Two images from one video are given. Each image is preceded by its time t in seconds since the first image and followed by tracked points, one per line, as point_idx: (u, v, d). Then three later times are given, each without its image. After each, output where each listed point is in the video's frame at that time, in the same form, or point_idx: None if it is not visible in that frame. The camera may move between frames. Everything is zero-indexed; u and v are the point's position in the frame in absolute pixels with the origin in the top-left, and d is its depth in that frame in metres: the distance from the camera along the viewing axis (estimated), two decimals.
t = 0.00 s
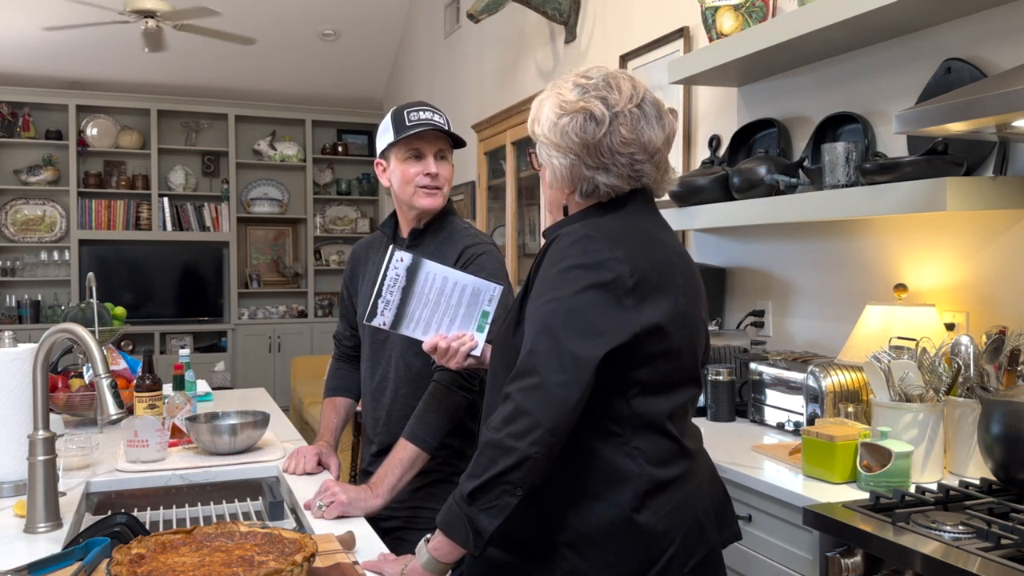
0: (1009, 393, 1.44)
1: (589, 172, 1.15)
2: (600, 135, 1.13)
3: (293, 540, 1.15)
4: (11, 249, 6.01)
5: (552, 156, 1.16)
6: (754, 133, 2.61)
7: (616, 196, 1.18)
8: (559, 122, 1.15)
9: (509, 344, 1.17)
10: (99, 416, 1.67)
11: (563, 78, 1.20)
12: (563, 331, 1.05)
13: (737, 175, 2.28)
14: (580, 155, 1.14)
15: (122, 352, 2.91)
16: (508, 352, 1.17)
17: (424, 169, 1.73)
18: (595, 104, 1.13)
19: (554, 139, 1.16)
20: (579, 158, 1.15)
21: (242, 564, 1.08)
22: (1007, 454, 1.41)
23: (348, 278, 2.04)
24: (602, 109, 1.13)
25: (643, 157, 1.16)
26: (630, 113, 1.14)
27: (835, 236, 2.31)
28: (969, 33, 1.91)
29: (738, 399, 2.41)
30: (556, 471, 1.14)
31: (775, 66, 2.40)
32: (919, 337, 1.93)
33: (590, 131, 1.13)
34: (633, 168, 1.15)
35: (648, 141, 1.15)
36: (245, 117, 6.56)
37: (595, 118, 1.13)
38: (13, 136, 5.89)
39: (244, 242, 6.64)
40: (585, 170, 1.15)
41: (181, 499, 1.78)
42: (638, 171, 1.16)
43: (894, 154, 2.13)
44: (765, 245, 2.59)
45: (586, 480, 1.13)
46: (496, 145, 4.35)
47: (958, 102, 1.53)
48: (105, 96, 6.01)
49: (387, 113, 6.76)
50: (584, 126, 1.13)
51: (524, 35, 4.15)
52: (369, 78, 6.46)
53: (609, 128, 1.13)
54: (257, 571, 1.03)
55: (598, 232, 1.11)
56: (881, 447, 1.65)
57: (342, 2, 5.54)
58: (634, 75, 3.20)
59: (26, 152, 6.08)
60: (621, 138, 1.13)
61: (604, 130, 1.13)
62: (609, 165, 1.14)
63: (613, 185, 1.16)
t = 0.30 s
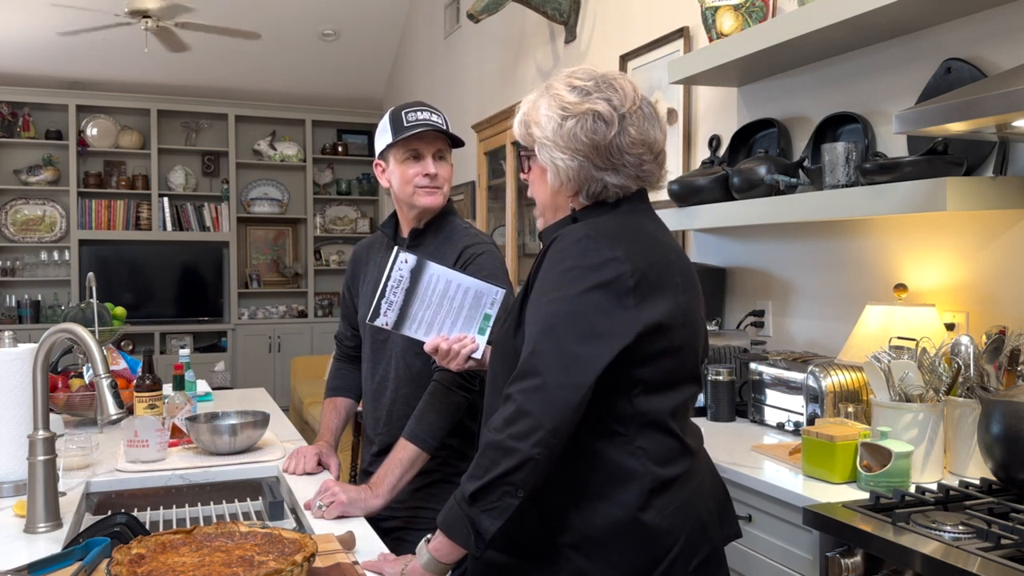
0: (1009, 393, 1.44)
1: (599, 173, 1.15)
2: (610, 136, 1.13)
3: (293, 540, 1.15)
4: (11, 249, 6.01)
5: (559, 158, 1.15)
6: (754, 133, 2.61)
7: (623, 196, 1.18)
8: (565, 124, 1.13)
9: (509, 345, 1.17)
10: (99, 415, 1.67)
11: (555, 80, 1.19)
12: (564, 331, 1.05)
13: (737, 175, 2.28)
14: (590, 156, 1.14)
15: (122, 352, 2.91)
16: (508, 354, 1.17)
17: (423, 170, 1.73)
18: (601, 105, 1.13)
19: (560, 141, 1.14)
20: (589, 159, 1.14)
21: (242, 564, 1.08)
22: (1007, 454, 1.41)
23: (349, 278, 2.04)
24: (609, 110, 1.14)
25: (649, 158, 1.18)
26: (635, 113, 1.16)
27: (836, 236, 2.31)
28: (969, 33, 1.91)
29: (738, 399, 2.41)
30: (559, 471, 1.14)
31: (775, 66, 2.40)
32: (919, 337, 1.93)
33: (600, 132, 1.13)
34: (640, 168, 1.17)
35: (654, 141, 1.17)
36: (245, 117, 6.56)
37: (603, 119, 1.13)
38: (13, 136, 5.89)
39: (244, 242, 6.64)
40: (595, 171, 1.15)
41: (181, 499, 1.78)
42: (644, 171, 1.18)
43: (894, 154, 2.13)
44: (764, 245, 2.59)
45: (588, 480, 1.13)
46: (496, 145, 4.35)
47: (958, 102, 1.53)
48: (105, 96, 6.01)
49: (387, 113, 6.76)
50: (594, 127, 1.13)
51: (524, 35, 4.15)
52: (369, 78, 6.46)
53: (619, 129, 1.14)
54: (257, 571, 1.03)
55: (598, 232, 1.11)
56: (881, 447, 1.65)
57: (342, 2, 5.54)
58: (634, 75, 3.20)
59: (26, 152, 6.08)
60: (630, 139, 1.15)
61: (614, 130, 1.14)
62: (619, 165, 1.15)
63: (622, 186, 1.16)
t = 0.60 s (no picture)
0: (1009, 393, 1.44)
1: (605, 173, 1.15)
2: (618, 136, 1.14)
3: (293, 540, 1.15)
4: (11, 249, 6.00)
5: (565, 156, 1.15)
6: (754, 133, 2.61)
7: (627, 196, 1.19)
8: (573, 122, 1.14)
9: (509, 346, 1.17)
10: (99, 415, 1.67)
11: (561, 78, 1.18)
12: (565, 332, 1.05)
13: (737, 175, 2.28)
14: (598, 155, 1.14)
15: (122, 352, 2.91)
16: (508, 355, 1.17)
17: (422, 171, 1.74)
18: (609, 105, 1.14)
19: (568, 139, 1.14)
20: (596, 158, 1.14)
21: (242, 565, 1.08)
22: (1007, 454, 1.41)
23: (349, 279, 2.04)
24: (617, 110, 1.14)
25: (655, 159, 1.18)
26: (643, 115, 1.16)
27: (836, 236, 2.31)
28: (968, 33, 1.91)
29: (738, 399, 2.41)
30: (560, 471, 1.15)
31: (775, 66, 2.40)
32: (919, 337, 1.93)
33: (608, 132, 1.13)
34: (646, 169, 1.18)
35: (660, 143, 1.18)
36: (245, 117, 6.56)
37: (612, 119, 1.14)
38: (13, 136, 5.89)
39: (244, 242, 6.64)
40: (601, 170, 1.15)
41: (181, 499, 1.78)
42: (649, 172, 1.18)
43: (894, 154, 2.13)
44: (764, 245, 2.59)
45: (589, 480, 1.13)
46: (496, 145, 4.35)
47: (958, 102, 1.53)
48: (105, 96, 6.01)
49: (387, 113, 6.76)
50: (602, 127, 1.13)
51: (524, 35, 4.15)
52: (369, 78, 6.46)
53: (627, 129, 1.15)
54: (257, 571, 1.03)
55: (599, 232, 1.11)
56: (881, 447, 1.65)
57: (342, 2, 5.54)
58: (634, 75, 3.20)
59: (26, 152, 6.08)
60: (637, 140, 1.15)
61: (623, 130, 1.14)
62: (625, 166, 1.16)
63: (627, 186, 1.17)
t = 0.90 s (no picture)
0: (1009, 393, 1.44)
1: (602, 174, 1.15)
2: (615, 137, 1.14)
3: (293, 541, 1.15)
4: (11, 249, 6.00)
5: (561, 157, 1.15)
6: (754, 133, 2.61)
7: (625, 198, 1.19)
8: (570, 123, 1.14)
9: (510, 347, 1.17)
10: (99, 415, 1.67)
11: (561, 78, 1.18)
12: (565, 332, 1.05)
13: (737, 176, 2.28)
14: (595, 156, 1.14)
15: (122, 352, 2.91)
16: (509, 356, 1.17)
17: (424, 171, 1.73)
18: (607, 105, 1.13)
19: (565, 139, 1.14)
20: (593, 159, 1.14)
21: (242, 565, 1.08)
22: (1007, 454, 1.41)
23: (351, 279, 2.04)
24: (615, 111, 1.14)
25: (653, 160, 1.18)
26: (641, 115, 1.16)
27: (836, 236, 2.31)
28: (969, 32, 1.91)
29: (738, 399, 2.41)
30: (560, 472, 1.15)
31: (775, 66, 2.40)
32: (919, 338, 1.93)
33: (605, 133, 1.13)
34: (643, 170, 1.17)
35: (659, 144, 1.17)
36: (245, 117, 6.56)
37: (609, 120, 1.13)
38: (13, 136, 5.89)
39: (244, 242, 6.64)
40: (598, 171, 1.15)
41: (181, 499, 1.78)
42: (647, 174, 1.18)
43: (894, 154, 2.13)
44: (765, 245, 2.59)
45: (589, 480, 1.13)
46: (496, 145, 4.35)
47: (959, 102, 1.53)
48: (105, 96, 6.01)
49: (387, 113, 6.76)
50: (599, 128, 1.13)
51: (524, 35, 4.15)
52: (369, 78, 6.46)
53: (625, 130, 1.14)
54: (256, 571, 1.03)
55: (599, 232, 1.11)
56: (881, 447, 1.65)
57: (342, 2, 5.54)
58: (634, 75, 3.20)
59: (26, 152, 6.08)
60: (635, 141, 1.15)
61: (620, 131, 1.14)
62: (622, 167, 1.15)
63: (624, 188, 1.17)
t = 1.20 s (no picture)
0: (1009, 393, 1.44)
1: (616, 169, 1.16)
2: (630, 132, 1.14)
3: (293, 540, 1.15)
4: (11, 249, 6.00)
5: (576, 152, 1.14)
6: (754, 133, 2.61)
7: (637, 193, 1.19)
8: (586, 116, 1.13)
9: (510, 347, 1.17)
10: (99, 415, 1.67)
11: (570, 74, 1.18)
12: (565, 330, 1.05)
13: (737, 175, 2.28)
14: (610, 151, 1.14)
15: (122, 352, 2.91)
16: (508, 356, 1.17)
17: (425, 172, 1.73)
18: (621, 100, 1.14)
19: (579, 134, 1.14)
20: (608, 154, 1.15)
21: (242, 565, 1.08)
22: (1007, 454, 1.41)
23: (352, 278, 2.04)
24: (629, 105, 1.14)
25: (665, 155, 1.19)
26: (653, 111, 1.17)
27: (836, 236, 2.31)
28: (968, 33, 1.91)
29: (738, 399, 2.41)
30: (561, 471, 1.15)
31: (775, 66, 2.40)
32: (919, 337, 1.93)
33: (620, 127, 1.14)
34: (656, 165, 1.18)
35: (670, 139, 1.19)
36: (245, 117, 6.56)
37: (624, 114, 1.14)
38: (13, 136, 5.89)
39: (244, 242, 6.64)
40: (613, 166, 1.15)
41: (181, 499, 1.79)
42: (658, 169, 1.19)
43: (894, 154, 2.13)
44: (765, 245, 2.59)
45: (590, 480, 1.13)
46: (496, 145, 4.35)
47: (959, 102, 1.53)
48: (105, 96, 6.01)
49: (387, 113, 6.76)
50: (614, 122, 1.13)
51: (524, 35, 4.15)
52: (369, 78, 6.46)
53: (638, 125, 1.15)
54: (257, 571, 1.03)
55: (598, 230, 1.11)
56: (881, 447, 1.65)
57: (342, 2, 5.54)
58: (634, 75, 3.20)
59: (27, 152, 6.09)
60: (649, 135, 1.16)
61: (634, 126, 1.14)
62: (636, 162, 1.16)
63: (637, 183, 1.17)
